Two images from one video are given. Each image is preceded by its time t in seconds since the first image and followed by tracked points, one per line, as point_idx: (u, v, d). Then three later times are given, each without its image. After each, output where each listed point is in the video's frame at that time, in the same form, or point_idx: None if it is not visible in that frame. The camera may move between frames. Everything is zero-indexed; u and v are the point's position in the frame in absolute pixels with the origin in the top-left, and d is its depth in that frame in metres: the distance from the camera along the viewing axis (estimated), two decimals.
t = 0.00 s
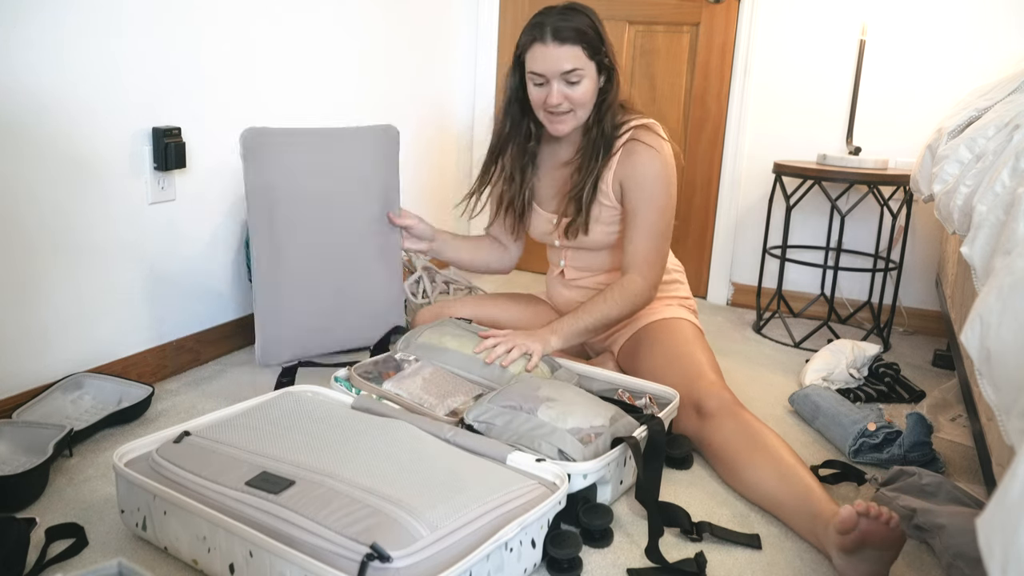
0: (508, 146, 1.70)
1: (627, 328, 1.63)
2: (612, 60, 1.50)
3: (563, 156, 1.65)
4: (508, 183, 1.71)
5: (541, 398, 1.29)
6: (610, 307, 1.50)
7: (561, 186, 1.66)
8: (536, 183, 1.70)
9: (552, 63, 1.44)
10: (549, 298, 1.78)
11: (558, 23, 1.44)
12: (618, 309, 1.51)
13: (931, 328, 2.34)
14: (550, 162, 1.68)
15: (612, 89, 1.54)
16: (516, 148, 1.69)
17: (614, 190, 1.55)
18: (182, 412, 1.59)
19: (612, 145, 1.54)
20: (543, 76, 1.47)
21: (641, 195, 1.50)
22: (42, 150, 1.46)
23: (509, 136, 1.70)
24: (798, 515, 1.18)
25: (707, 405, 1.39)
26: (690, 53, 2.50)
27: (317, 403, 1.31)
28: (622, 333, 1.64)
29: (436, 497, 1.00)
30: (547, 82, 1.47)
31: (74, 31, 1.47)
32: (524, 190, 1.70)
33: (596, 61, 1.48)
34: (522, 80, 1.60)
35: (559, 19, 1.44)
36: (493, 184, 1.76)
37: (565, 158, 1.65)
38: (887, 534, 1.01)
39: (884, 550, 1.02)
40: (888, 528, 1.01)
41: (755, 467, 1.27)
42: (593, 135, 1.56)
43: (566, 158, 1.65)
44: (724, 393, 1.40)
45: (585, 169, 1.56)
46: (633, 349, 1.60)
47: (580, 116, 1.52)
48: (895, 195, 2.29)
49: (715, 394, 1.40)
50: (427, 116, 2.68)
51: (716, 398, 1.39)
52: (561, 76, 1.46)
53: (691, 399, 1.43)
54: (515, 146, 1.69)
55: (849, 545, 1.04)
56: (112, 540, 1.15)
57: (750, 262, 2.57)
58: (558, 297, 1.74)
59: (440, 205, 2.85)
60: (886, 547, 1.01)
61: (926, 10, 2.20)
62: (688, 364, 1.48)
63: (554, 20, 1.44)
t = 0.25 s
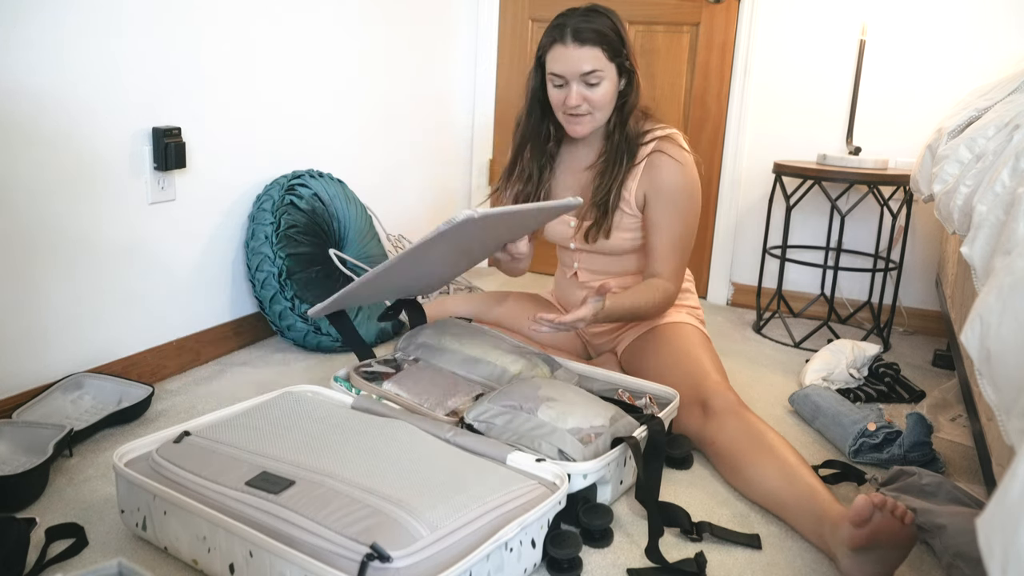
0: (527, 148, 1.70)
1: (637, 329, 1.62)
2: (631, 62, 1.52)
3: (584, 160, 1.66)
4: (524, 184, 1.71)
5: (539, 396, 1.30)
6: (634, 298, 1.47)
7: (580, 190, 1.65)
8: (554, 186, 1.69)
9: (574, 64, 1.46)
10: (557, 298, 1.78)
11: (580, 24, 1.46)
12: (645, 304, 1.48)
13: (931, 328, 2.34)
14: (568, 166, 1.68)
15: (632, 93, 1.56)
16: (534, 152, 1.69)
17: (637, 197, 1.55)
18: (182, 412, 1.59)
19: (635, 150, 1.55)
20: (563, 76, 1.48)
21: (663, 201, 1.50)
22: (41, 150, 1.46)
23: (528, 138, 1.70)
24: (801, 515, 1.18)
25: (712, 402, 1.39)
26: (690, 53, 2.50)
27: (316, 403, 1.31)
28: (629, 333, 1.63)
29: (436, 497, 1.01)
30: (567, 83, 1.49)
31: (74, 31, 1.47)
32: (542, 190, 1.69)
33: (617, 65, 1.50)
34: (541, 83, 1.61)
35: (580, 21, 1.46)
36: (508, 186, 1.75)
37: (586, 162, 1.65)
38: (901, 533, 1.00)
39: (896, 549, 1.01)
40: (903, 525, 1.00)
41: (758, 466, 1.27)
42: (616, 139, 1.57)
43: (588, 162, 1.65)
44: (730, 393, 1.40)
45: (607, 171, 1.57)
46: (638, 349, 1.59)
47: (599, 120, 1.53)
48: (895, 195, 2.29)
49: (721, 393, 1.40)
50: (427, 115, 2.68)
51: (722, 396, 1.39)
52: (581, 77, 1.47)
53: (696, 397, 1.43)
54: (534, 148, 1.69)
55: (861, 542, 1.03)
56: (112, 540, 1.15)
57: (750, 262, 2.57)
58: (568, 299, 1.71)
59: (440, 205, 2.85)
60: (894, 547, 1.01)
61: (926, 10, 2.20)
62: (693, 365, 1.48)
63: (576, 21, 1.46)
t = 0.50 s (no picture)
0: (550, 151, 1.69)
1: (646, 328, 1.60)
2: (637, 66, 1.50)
3: (601, 166, 1.64)
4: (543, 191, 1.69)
5: (552, 424, 1.20)
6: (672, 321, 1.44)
7: (601, 196, 1.64)
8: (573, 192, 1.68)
9: (572, 68, 1.46)
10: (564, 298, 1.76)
11: (584, 28, 1.46)
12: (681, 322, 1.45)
13: (931, 328, 2.34)
14: (586, 173, 1.67)
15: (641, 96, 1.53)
16: (550, 159, 1.68)
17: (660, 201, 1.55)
18: (182, 412, 1.59)
19: (653, 154, 1.54)
20: (563, 82, 1.48)
21: (687, 202, 1.51)
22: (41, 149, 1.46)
23: (546, 147, 1.70)
24: (804, 515, 1.18)
25: (716, 401, 1.39)
26: (690, 53, 2.50)
27: (317, 403, 1.31)
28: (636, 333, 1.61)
29: (436, 497, 1.01)
30: (568, 89, 1.49)
31: (74, 31, 1.47)
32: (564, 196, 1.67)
33: (620, 71, 1.49)
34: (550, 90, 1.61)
35: (585, 25, 1.46)
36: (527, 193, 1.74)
37: (603, 168, 1.64)
38: (912, 532, 0.99)
39: (904, 549, 1.01)
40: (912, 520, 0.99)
41: (761, 465, 1.27)
42: (631, 145, 1.55)
43: (607, 169, 1.63)
44: (733, 392, 1.41)
45: (626, 176, 1.56)
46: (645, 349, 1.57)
47: (603, 124, 1.52)
48: (895, 195, 2.29)
49: (725, 391, 1.40)
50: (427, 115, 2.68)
51: (725, 395, 1.39)
52: (580, 82, 1.47)
53: (699, 395, 1.43)
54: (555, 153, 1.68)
55: (870, 540, 1.02)
56: (112, 540, 1.15)
57: (750, 262, 2.57)
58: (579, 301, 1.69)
59: (439, 205, 2.85)
60: (900, 545, 1.00)
61: (926, 10, 2.20)
62: (697, 364, 1.48)
63: (580, 26, 1.47)
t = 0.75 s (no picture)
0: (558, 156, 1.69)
1: (644, 329, 1.60)
2: (634, 70, 1.49)
3: (605, 171, 1.64)
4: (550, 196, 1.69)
5: (548, 426, 1.20)
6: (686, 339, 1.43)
7: (604, 199, 1.64)
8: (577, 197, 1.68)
9: (565, 71, 1.47)
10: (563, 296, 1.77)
11: (582, 33, 1.46)
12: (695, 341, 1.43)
13: (931, 328, 2.34)
14: (589, 177, 1.67)
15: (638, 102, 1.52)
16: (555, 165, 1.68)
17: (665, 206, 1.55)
18: (182, 412, 1.59)
19: (653, 159, 1.54)
20: (559, 86, 1.49)
21: (694, 208, 1.50)
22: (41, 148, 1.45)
23: (551, 153, 1.70)
24: (804, 514, 1.18)
25: (717, 401, 1.39)
26: (690, 53, 2.50)
27: (316, 403, 1.31)
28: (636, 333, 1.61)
29: (436, 497, 1.01)
30: (564, 93, 1.49)
31: (74, 31, 1.47)
32: (570, 198, 1.67)
33: (616, 76, 1.49)
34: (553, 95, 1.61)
35: (583, 30, 1.47)
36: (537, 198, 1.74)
37: (607, 171, 1.64)
38: (912, 534, 0.99)
39: (904, 550, 1.01)
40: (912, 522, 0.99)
41: (761, 465, 1.27)
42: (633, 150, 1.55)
43: (610, 173, 1.64)
44: (734, 392, 1.40)
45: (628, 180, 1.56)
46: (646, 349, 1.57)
47: (599, 129, 1.52)
48: (894, 195, 2.29)
49: (726, 391, 1.40)
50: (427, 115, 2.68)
51: (725, 395, 1.39)
52: (574, 86, 1.47)
53: (699, 395, 1.43)
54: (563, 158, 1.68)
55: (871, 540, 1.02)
56: (112, 539, 1.15)
57: (750, 262, 2.57)
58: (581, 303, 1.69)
59: (439, 205, 2.84)
60: (899, 546, 1.00)
61: (926, 10, 2.20)
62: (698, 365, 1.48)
63: (578, 30, 1.47)
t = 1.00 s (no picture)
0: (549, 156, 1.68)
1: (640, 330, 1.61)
2: (629, 69, 1.49)
3: (597, 170, 1.65)
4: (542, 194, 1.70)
5: (548, 426, 1.20)
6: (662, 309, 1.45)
7: (597, 198, 1.65)
8: (571, 196, 1.68)
9: (560, 72, 1.46)
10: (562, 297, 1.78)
11: (577, 33, 1.44)
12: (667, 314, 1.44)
13: (931, 328, 2.34)
14: (581, 177, 1.67)
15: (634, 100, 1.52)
16: (547, 164, 1.69)
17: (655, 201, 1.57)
18: (182, 412, 1.59)
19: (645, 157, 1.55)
20: (555, 85, 1.48)
21: (683, 203, 1.50)
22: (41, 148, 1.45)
23: (543, 152, 1.69)
24: (803, 514, 1.18)
25: (716, 402, 1.39)
26: (690, 53, 2.49)
27: (316, 403, 1.31)
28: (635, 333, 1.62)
29: (436, 497, 1.01)
30: (560, 92, 1.48)
31: (74, 31, 1.47)
32: (563, 199, 1.68)
33: (614, 74, 1.48)
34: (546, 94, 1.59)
35: (578, 30, 1.45)
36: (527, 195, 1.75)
37: (599, 169, 1.64)
38: (911, 534, 0.99)
39: (902, 551, 1.00)
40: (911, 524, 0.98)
41: (760, 465, 1.27)
42: (624, 147, 1.55)
43: (602, 172, 1.64)
44: (734, 393, 1.41)
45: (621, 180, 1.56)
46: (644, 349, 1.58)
47: (596, 127, 1.51)
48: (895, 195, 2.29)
49: (725, 392, 1.40)
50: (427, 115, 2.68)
51: (725, 396, 1.39)
52: (570, 85, 1.46)
53: (698, 395, 1.43)
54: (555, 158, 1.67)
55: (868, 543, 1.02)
56: (113, 539, 1.15)
57: (750, 262, 2.57)
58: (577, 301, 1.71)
59: (440, 205, 2.84)
60: (897, 547, 1.00)
61: (926, 10, 2.20)
62: (697, 366, 1.48)
63: (573, 30, 1.45)
